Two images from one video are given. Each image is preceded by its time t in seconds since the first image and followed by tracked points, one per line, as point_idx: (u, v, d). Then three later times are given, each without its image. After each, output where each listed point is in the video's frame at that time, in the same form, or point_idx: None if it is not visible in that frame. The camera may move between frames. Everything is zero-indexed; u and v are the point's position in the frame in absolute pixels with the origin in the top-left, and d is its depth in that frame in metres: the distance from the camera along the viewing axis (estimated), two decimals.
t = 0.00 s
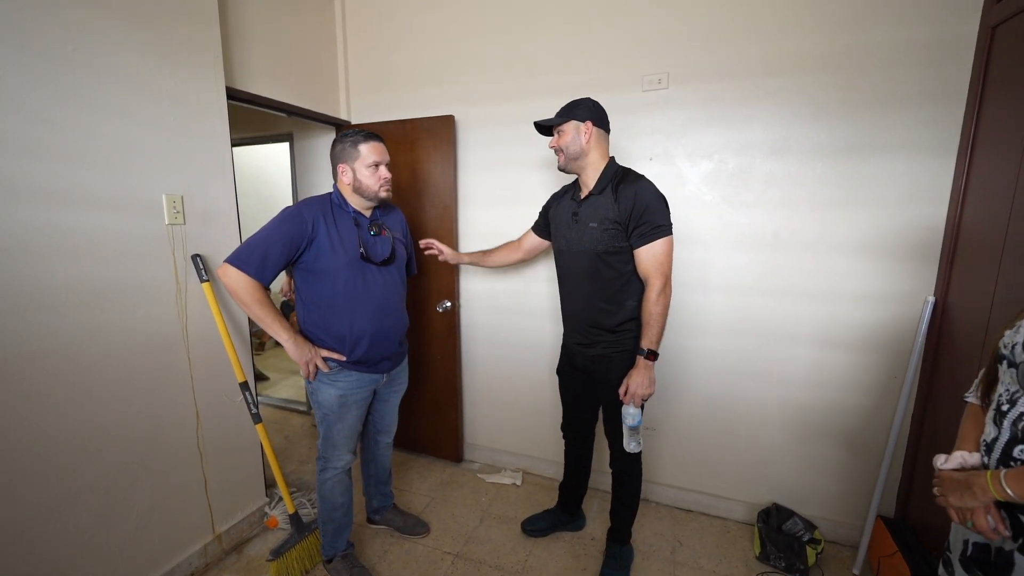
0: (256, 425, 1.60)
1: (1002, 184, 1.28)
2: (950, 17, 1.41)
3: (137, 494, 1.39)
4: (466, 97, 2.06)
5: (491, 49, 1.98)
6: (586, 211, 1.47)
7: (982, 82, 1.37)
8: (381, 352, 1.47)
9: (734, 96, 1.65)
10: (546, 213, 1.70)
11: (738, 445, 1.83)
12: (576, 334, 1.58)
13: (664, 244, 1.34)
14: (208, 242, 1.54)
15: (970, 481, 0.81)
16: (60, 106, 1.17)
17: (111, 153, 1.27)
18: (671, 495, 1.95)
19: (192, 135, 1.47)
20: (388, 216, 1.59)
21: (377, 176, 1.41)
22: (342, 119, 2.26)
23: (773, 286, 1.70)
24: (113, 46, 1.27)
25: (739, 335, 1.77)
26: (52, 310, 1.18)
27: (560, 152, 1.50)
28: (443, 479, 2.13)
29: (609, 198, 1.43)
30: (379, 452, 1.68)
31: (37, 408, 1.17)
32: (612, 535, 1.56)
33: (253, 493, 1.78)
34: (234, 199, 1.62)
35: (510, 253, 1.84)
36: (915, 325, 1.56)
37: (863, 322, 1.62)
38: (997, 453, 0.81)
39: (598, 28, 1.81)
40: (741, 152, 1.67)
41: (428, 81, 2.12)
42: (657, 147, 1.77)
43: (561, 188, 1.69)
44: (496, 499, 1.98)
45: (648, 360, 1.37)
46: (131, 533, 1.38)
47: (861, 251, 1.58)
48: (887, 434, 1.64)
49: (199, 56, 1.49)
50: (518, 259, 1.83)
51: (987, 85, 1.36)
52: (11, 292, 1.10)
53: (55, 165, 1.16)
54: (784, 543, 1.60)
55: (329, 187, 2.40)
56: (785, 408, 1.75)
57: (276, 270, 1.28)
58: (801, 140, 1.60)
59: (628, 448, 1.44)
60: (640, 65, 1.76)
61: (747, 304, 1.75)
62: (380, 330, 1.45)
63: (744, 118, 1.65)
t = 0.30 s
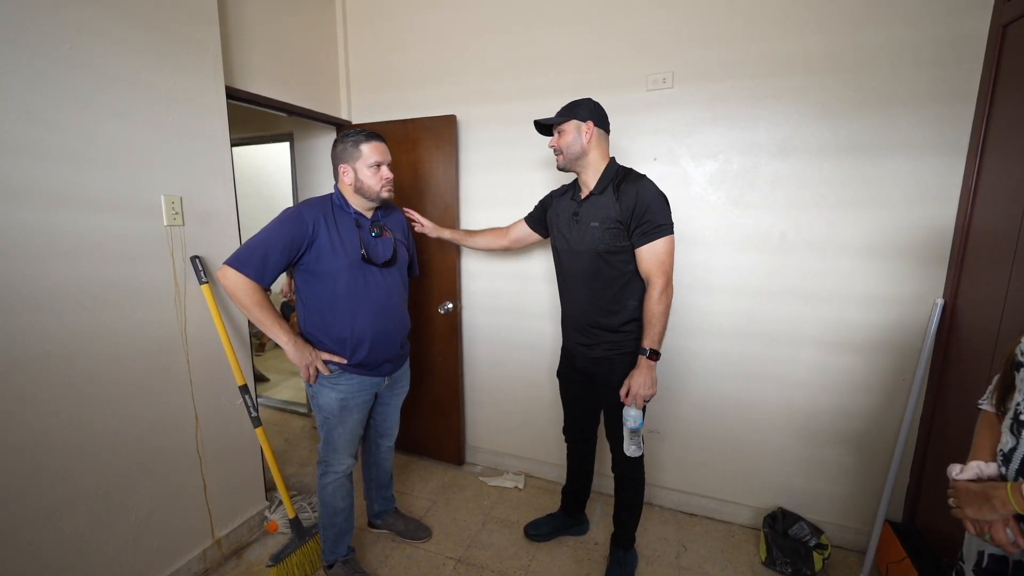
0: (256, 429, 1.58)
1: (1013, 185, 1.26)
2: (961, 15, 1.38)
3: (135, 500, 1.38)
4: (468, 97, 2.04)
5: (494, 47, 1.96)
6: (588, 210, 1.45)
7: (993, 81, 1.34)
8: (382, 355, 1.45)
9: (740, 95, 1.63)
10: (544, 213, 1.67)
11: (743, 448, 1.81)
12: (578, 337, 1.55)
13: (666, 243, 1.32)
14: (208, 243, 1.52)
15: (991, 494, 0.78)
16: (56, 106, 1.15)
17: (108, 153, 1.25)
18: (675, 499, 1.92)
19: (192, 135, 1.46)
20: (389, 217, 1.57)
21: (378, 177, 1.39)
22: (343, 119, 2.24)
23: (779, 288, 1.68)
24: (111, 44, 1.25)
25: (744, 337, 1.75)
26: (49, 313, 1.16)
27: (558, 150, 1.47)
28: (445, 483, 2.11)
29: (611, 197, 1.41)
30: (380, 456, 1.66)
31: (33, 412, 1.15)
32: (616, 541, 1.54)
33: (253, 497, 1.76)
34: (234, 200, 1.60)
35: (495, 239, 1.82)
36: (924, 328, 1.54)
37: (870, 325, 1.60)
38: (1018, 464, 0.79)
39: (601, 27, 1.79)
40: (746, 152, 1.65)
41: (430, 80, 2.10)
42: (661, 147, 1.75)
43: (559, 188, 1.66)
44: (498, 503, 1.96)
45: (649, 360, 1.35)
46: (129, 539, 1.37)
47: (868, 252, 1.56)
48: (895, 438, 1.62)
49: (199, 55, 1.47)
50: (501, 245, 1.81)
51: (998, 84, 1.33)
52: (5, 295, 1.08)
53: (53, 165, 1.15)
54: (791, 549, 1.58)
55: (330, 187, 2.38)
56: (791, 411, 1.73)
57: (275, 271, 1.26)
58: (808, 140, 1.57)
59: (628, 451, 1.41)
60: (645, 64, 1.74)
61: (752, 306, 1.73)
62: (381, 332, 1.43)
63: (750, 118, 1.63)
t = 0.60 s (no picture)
0: (256, 433, 1.56)
1: None
2: (973, 13, 1.36)
3: (133, 506, 1.35)
4: (471, 96, 2.01)
5: (497, 46, 1.94)
6: (590, 211, 1.42)
7: (1005, 81, 1.32)
8: (383, 358, 1.43)
9: (747, 95, 1.60)
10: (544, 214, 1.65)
11: (748, 452, 1.79)
12: (581, 340, 1.53)
13: (669, 245, 1.30)
14: (207, 245, 1.50)
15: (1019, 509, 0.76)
16: (53, 106, 1.12)
17: (105, 153, 1.22)
18: (680, 504, 1.90)
19: (191, 135, 1.43)
20: (391, 218, 1.55)
21: (380, 178, 1.37)
22: (344, 119, 2.22)
23: (785, 290, 1.66)
24: (108, 42, 1.23)
25: (750, 340, 1.73)
26: (44, 317, 1.14)
27: (558, 151, 1.44)
28: (447, 486, 2.09)
29: (614, 198, 1.38)
30: (382, 461, 1.64)
31: (29, 418, 1.12)
32: (621, 548, 1.52)
33: (252, 502, 1.74)
34: (233, 201, 1.58)
35: (494, 243, 1.80)
36: (934, 331, 1.52)
37: (879, 328, 1.57)
38: None
39: (606, 25, 1.76)
40: (753, 152, 1.63)
41: (432, 79, 2.08)
42: (667, 147, 1.73)
43: (558, 189, 1.64)
44: (501, 507, 1.94)
45: (652, 363, 1.32)
46: (127, 546, 1.34)
47: (876, 254, 1.54)
48: (903, 443, 1.60)
49: (198, 54, 1.44)
50: (501, 250, 1.79)
51: (1010, 85, 1.31)
52: None
53: (49, 166, 1.12)
54: (799, 555, 1.56)
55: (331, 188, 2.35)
56: (797, 415, 1.71)
57: (275, 273, 1.23)
58: (816, 140, 1.55)
59: (626, 453, 1.40)
60: (650, 63, 1.72)
61: (759, 309, 1.70)
62: (382, 335, 1.41)
63: (757, 118, 1.60)
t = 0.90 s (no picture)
0: (256, 438, 1.53)
1: None
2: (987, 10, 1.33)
3: (131, 512, 1.33)
4: (474, 95, 1.99)
5: (501, 44, 1.91)
6: (598, 213, 1.40)
7: (1020, 79, 1.29)
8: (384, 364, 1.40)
9: (756, 93, 1.58)
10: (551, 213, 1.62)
11: (756, 456, 1.77)
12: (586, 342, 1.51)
13: (678, 251, 1.27)
14: (206, 246, 1.47)
15: None
16: (49, 103, 1.10)
17: (103, 152, 1.20)
18: (686, 508, 1.88)
19: (190, 134, 1.41)
20: (394, 219, 1.52)
21: (383, 178, 1.34)
22: (345, 118, 2.19)
23: (794, 292, 1.63)
24: (105, 38, 1.20)
25: (758, 342, 1.70)
26: (40, 320, 1.11)
27: (568, 150, 1.41)
28: (449, 490, 2.06)
29: (623, 201, 1.35)
30: (384, 465, 1.61)
31: (25, 423, 1.10)
32: (628, 553, 1.49)
33: (252, 507, 1.71)
34: (233, 201, 1.55)
35: (500, 240, 1.77)
36: (946, 333, 1.49)
37: (889, 330, 1.55)
38: None
39: (611, 23, 1.74)
40: (761, 152, 1.60)
41: (434, 78, 2.05)
42: (673, 146, 1.70)
43: (565, 188, 1.61)
44: (505, 512, 1.91)
45: (659, 372, 1.30)
46: (125, 553, 1.32)
47: (887, 256, 1.52)
48: (914, 447, 1.57)
49: (197, 52, 1.42)
50: (509, 248, 1.76)
51: None
52: None
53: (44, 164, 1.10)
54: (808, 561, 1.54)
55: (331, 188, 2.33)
56: (806, 419, 1.68)
57: (276, 276, 1.21)
58: (826, 140, 1.53)
59: (636, 462, 1.36)
60: (656, 62, 1.69)
61: (767, 311, 1.67)
62: (384, 340, 1.38)
63: (766, 117, 1.58)
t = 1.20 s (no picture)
0: (257, 442, 1.51)
1: None
2: (1003, 7, 1.31)
3: (131, 519, 1.30)
4: (478, 94, 1.96)
5: (505, 43, 1.89)
6: (613, 215, 1.37)
7: None
8: (391, 367, 1.38)
9: (765, 92, 1.55)
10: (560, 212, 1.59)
11: (764, 460, 1.74)
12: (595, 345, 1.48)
13: (696, 256, 1.25)
14: (206, 248, 1.44)
15: None
16: (47, 102, 1.07)
17: (103, 152, 1.17)
18: (693, 512, 1.85)
19: (190, 133, 1.38)
20: (396, 220, 1.50)
21: (391, 178, 1.33)
22: (347, 117, 2.17)
23: (803, 294, 1.61)
24: (104, 35, 1.17)
25: (767, 345, 1.68)
26: (38, 323, 1.08)
27: (583, 149, 1.38)
28: (453, 494, 2.04)
29: (639, 203, 1.33)
30: (387, 470, 1.59)
31: (22, 429, 1.07)
32: (636, 560, 1.47)
33: (253, 512, 1.68)
34: (233, 202, 1.53)
35: (506, 240, 1.74)
36: (958, 336, 1.47)
37: (900, 333, 1.53)
38: None
39: (618, 21, 1.71)
40: (771, 151, 1.57)
41: (437, 77, 2.02)
42: (680, 146, 1.68)
43: (575, 187, 1.58)
44: (509, 516, 1.88)
45: (673, 380, 1.27)
46: (125, 560, 1.29)
47: (899, 257, 1.49)
48: (925, 451, 1.55)
49: (197, 50, 1.39)
50: (516, 248, 1.74)
51: None
52: None
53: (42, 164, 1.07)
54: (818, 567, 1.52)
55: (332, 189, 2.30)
56: (816, 423, 1.66)
57: (279, 279, 1.18)
58: (837, 139, 1.50)
59: (639, 471, 1.36)
60: (663, 60, 1.67)
61: (776, 313, 1.65)
62: (389, 344, 1.36)
63: (775, 116, 1.55)
